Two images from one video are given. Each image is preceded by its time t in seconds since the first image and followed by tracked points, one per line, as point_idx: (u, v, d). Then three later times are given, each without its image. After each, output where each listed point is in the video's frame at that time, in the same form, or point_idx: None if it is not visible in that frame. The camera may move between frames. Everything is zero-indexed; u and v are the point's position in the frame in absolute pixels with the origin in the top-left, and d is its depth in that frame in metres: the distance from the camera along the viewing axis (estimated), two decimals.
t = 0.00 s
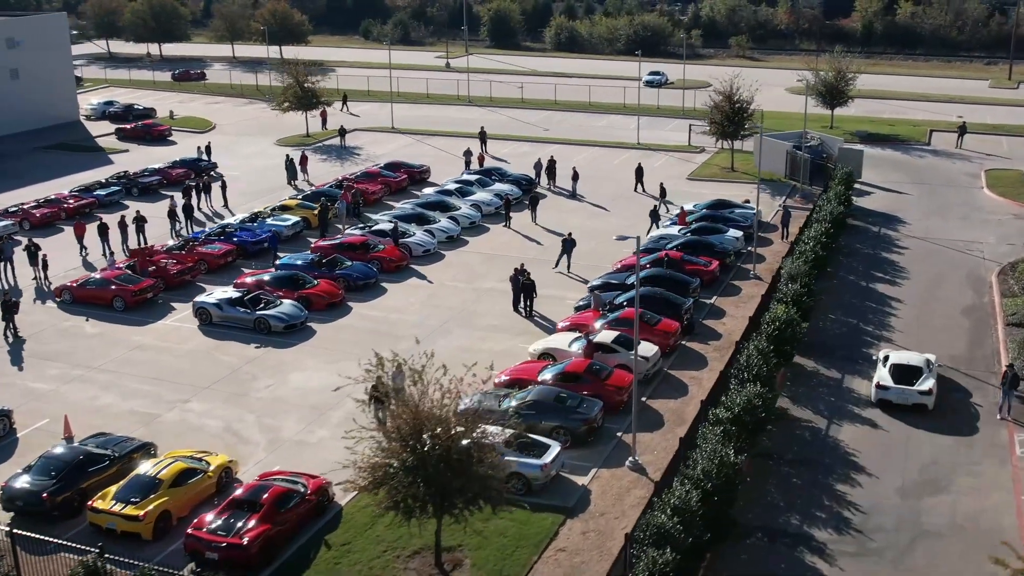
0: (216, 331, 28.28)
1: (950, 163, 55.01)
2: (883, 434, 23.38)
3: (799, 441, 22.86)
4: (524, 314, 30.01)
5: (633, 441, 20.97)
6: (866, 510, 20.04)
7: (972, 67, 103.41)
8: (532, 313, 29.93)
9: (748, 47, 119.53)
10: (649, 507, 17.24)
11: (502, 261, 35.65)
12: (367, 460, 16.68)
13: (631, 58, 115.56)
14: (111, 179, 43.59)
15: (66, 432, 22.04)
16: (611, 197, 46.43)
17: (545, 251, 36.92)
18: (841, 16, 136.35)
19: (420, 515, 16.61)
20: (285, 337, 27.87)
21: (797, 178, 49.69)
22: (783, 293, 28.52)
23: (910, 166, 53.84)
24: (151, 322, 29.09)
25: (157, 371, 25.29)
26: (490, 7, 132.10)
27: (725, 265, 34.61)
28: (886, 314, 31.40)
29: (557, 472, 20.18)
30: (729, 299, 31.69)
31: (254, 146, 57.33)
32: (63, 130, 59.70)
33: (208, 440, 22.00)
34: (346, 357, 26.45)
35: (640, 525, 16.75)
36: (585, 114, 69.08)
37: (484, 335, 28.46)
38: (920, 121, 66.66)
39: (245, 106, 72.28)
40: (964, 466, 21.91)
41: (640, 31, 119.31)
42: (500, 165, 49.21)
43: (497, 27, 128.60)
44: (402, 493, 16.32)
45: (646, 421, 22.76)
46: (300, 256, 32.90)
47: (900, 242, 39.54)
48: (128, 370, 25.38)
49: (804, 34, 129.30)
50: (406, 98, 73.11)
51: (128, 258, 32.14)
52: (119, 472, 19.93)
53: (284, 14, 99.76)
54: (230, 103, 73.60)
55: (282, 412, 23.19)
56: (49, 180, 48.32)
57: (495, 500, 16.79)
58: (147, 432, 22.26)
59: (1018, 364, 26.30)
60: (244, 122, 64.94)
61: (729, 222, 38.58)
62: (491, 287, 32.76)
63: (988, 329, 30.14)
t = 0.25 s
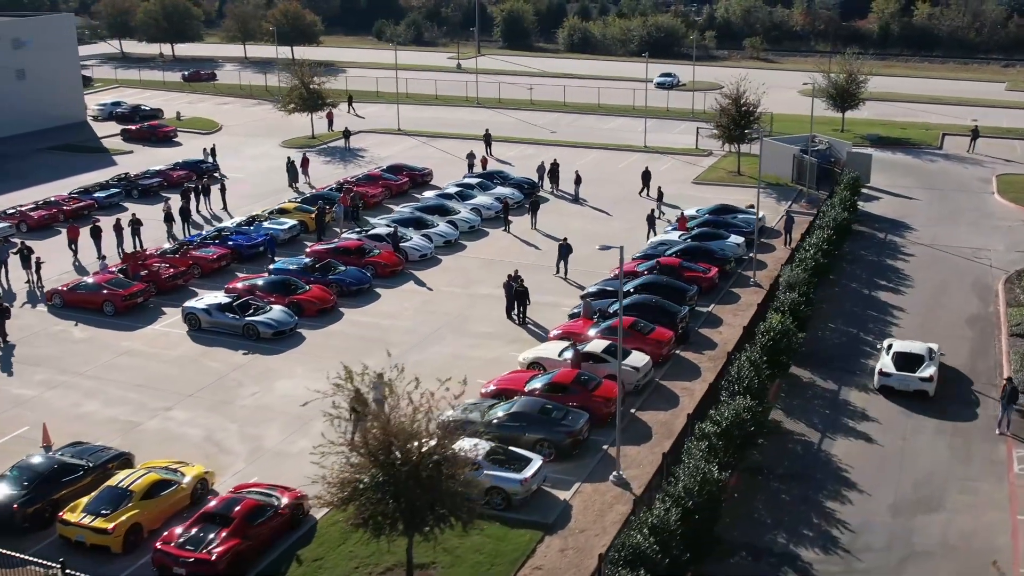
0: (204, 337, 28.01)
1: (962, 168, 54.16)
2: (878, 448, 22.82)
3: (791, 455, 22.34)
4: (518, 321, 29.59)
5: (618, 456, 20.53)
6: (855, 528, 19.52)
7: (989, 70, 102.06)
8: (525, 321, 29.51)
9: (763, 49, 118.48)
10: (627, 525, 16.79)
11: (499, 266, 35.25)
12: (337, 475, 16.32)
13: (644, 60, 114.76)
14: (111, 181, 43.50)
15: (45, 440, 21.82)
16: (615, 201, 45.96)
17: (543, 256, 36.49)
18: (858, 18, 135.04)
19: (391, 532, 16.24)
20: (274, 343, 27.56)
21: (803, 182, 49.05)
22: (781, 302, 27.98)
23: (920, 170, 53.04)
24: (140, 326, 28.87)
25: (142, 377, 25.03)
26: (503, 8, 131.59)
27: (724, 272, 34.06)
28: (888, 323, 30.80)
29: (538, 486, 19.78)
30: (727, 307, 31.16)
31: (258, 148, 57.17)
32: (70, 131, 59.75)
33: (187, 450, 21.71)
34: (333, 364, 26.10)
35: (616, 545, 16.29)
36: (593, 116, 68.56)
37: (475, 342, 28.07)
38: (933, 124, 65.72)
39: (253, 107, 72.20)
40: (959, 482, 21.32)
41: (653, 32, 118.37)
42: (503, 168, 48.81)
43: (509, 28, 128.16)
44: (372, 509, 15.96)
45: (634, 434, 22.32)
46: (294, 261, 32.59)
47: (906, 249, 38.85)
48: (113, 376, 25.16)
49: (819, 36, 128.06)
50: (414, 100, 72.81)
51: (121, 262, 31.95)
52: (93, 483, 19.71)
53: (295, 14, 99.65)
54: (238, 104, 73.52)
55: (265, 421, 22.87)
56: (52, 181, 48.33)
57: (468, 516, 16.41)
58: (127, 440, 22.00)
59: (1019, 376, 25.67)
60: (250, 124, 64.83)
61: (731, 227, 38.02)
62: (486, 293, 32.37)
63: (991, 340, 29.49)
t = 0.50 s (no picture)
0: (192, 343, 27.75)
1: (973, 172, 53.30)
2: (871, 463, 22.26)
3: (782, 470, 21.80)
4: (510, 329, 29.16)
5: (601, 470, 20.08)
6: (843, 548, 18.98)
7: (1007, 73, 100.68)
8: (518, 329, 29.07)
9: (777, 51, 117.44)
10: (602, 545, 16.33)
11: (496, 272, 34.83)
12: (303, 491, 15.93)
13: (656, 61, 113.97)
14: (111, 183, 43.40)
15: (23, 448, 21.61)
16: (618, 205, 45.45)
17: (541, 262, 36.04)
18: (874, 19, 133.70)
19: (358, 549, 15.84)
20: (261, 350, 27.24)
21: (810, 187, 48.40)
22: (777, 311, 27.43)
23: (931, 175, 52.24)
24: (129, 331, 28.63)
25: (125, 384, 24.78)
26: (516, 9, 131.10)
27: (724, 279, 33.50)
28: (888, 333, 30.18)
29: (518, 501, 19.35)
30: (725, 315, 30.66)
31: (263, 150, 57.00)
32: (77, 132, 59.79)
33: (166, 459, 21.41)
34: (319, 372, 25.76)
35: (589, 566, 15.84)
36: (601, 119, 68.02)
37: (466, 350, 27.66)
38: (946, 128, 64.81)
39: (261, 108, 72.11)
40: (953, 501, 20.73)
41: (667, 33, 117.51)
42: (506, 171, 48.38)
43: (522, 28, 127.71)
44: (340, 526, 15.57)
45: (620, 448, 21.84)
46: (287, 265, 32.27)
47: (911, 256, 38.17)
48: (97, 383, 24.92)
49: (835, 37, 126.75)
50: (421, 102, 72.46)
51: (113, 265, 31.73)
52: (67, 492, 19.50)
53: (307, 14, 99.56)
54: (246, 105, 73.43)
55: (246, 431, 22.56)
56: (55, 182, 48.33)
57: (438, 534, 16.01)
58: (105, 449, 21.72)
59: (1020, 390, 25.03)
60: (257, 125, 64.70)
61: (733, 233, 37.43)
62: (480, 299, 31.96)
63: (994, 351, 28.82)
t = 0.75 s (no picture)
0: (179, 349, 27.49)
1: (984, 177, 52.46)
2: (862, 480, 21.70)
3: (770, 485, 21.27)
4: (502, 337, 28.73)
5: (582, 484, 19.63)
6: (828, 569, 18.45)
7: None
8: (509, 336, 28.64)
9: (791, 52, 116.41)
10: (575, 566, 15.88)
11: (491, 277, 34.41)
12: (266, 508, 15.52)
13: (669, 62, 113.18)
14: (110, 185, 43.30)
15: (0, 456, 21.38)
16: (620, 209, 44.95)
17: (538, 267, 35.58)
18: (891, 21, 132.38)
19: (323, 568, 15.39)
20: (248, 357, 26.92)
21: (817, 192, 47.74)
22: (772, 321, 26.88)
23: (940, 180, 51.45)
24: (117, 336, 28.40)
25: (109, 391, 24.54)
26: (529, 10, 130.58)
27: (722, 286, 32.95)
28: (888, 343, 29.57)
29: (497, 517, 18.95)
30: (721, 323, 30.14)
31: (267, 151, 56.79)
32: (83, 132, 59.84)
33: (142, 469, 21.13)
34: (304, 381, 25.42)
35: None
36: (609, 121, 67.48)
37: (455, 358, 27.26)
38: (958, 131, 63.93)
39: (269, 108, 71.97)
40: (945, 521, 20.16)
41: (680, 34, 116.70)
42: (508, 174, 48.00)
43: (535, 29, 127.25)
44: (303, 544, 15.12)
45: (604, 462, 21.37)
46: (279, 270, 31.96)
47: (916, 263, 37.49)
48: (80, 390, 24.68)
49: (851, 38, 125.44)
50: (429, 103, 72.10)
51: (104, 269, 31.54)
52: (39, 502, 19.28)
53: (318, 15, 99.47)
54: (254, 106, 73.35)
55: (225, 440, 22.24)
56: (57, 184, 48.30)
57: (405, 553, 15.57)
58: (83, 458, 21.46)
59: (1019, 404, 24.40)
60: (263, 126, 64.55)
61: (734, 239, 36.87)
62: (474, 305, 31.55)
63: (996, 363, 28.17)
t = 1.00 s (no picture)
0: (165, 355, 27.21)
1: (996, 182, 51.64)
2: (854, 495, 21.14)
3: (758, 501, 20.76)
4: (492, 344, 28.33)
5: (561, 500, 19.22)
6: None
7: None
8: (500, 344, 28.24)
9: (805, 53, 115.33)
10: None
11: (486, 282, 34.02)
12: (228, 526, 15.09)
13: (682, 62, 112.35)
14: (110, 187, 43.21)
15: None
16: (622, 213, 44.45)
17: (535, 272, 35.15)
18: (907, 23, 131.05)
19: None
20: (234, 364, 26.58)
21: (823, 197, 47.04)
22: (767, 331, 26.35)
23: (951, 184, 50.69)
24: (104, 341, 28.17)
25: (91, 399, 24.30)
26: (541, 10, 130.07)
27: (720, 294, 32.43)
28: (888, 352, 28.98)
29: (473, 533, 18.56)
30: (717, 332, 29.62)
31: (271, 153, 56.61)
32: (89, 133, 59.87)
33: (119, 479, 20.84)
34: (289, 389, 25.08)
35: None
36: (617, 123, 66.94)
37: (443, 365, 26.86)
38: (970, 135, 63.04)
39: (276, 109, 71.86)
40: (937, 540, 19.59)
41: (693, 35, 115.96)
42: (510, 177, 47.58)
43: (548, 30, 126.75)
44: (263, 564, 14.66)
45: (587, 476, 20.93)
46: (271, 275, 31.65)
47: (920, 270, 36.85)
48: (63, 397, 24.46)
49: (867, 40, 124.15)
50: (436, 105, 71.77)
51: (95, 273, 31.34)
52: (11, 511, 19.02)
53: (329, 15, 99.36)
54: (262, 107, 73.25)
55: (204, 449, 21.93)
56: (59, 185, 48.29)
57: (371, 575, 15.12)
58: (59, 467, 21.21)
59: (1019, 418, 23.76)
60: (268, 127, 64.40)
61: (735, 245, 36.32)
62: (467, 311, 31.14)
63: (998, 375, 27.52)
